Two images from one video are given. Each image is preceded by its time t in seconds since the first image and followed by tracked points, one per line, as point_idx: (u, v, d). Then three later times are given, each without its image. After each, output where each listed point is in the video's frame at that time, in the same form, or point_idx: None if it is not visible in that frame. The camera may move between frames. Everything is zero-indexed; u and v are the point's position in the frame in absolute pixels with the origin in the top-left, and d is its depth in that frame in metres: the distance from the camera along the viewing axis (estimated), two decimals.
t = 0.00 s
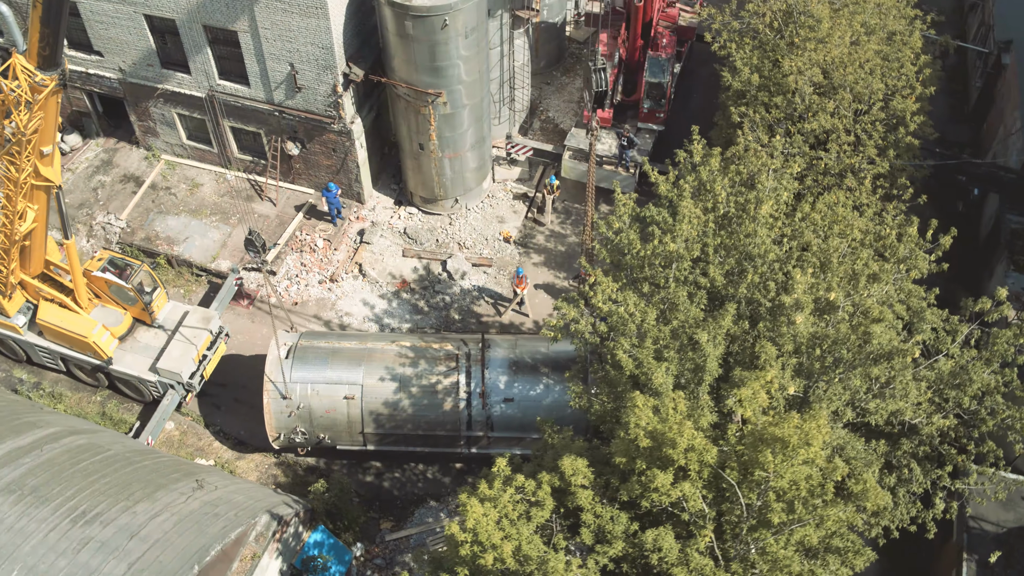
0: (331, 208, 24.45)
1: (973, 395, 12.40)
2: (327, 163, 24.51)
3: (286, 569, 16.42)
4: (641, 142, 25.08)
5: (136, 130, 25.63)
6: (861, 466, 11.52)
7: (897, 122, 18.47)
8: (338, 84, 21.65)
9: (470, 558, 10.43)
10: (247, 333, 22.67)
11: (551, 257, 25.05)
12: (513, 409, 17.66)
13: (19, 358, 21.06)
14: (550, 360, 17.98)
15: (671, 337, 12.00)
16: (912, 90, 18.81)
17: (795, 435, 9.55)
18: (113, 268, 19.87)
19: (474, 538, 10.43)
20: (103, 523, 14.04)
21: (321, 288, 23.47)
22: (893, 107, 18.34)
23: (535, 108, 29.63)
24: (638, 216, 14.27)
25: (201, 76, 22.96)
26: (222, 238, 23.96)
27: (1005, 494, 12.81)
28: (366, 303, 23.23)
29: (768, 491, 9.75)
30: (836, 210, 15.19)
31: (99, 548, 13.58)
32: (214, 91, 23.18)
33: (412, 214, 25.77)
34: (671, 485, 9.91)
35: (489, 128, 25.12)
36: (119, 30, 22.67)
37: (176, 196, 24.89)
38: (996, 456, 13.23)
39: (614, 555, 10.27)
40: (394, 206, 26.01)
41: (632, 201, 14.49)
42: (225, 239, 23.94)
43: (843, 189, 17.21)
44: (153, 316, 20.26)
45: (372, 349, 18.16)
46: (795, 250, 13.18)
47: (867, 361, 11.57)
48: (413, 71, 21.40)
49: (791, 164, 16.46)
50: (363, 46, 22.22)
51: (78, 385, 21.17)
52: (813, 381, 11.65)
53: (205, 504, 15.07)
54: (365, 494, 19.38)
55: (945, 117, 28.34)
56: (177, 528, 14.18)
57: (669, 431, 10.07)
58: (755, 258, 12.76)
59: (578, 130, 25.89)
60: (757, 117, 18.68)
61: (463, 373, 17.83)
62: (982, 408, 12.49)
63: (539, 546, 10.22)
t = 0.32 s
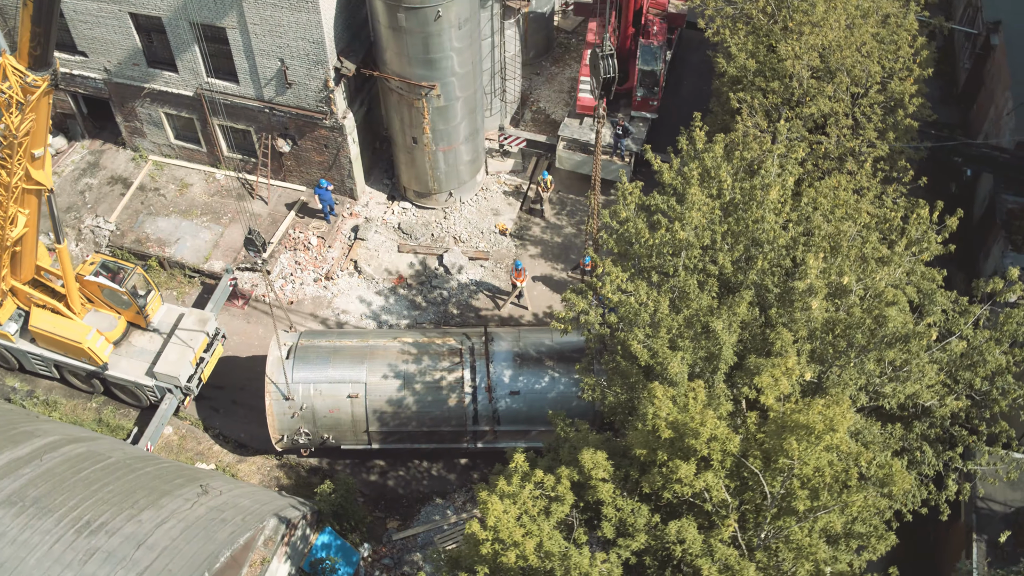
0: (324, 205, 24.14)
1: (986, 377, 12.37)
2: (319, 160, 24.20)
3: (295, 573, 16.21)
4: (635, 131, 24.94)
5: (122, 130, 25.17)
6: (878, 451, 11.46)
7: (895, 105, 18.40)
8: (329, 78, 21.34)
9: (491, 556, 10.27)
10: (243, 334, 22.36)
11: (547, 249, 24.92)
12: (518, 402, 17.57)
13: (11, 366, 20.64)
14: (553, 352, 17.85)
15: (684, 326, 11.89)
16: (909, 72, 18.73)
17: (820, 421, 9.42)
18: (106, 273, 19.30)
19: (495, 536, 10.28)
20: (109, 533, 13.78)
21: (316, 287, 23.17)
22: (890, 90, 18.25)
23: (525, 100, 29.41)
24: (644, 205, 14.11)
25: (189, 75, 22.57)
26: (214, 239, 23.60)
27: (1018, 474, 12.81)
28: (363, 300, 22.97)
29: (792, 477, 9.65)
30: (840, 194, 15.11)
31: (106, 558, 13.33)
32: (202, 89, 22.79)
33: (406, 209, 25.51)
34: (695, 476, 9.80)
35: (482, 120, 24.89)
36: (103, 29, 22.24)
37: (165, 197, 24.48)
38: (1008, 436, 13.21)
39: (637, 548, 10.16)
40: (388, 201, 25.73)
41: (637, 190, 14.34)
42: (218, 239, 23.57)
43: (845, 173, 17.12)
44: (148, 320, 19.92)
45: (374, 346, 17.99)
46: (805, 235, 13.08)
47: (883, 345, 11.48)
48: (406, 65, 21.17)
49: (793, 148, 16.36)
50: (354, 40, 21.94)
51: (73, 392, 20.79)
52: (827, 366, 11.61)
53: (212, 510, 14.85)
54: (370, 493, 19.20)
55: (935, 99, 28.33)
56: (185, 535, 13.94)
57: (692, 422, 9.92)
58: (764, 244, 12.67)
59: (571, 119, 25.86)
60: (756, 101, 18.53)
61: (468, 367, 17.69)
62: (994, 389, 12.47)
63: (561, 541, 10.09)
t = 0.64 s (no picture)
0: (314, 204, 23.80)
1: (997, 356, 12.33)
2: (308, 158, 23.86)
3: None
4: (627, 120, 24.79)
5: (106, 134, 24.68)
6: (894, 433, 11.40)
7: (890, 87, 18.35)
8: (318, 75, 21.03)
9: (511, 554, 10.11)
10: (238, 337, 22.02)
11: (542, 242, 24.77)
12: (522, 396, 17.41)
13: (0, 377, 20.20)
14: (555, 345, 17.71)
15: (696, 314, 11.77)
16: (902, 54, 18.67)
17: (841, 406, 9.35)
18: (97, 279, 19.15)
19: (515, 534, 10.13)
20: (113, 545, 13.50)
21: (309, 286, 22.86)
22: (884, 72, 18.20)
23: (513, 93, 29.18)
24: (647, 194, 13.98)
25: (173, 75, 22.16)
26: (203, 241, 23.20)
27: None
28: (357, 299, 22.69)
29: (814, 463, 9.57)
30: (841, 178, 15.03)
31: (112, 571, 13.05)
32: (187, 89, 22.38)
33: (397, 205, 25.22)
34: (716, 466, 9.69)
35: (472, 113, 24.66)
36: (85, 31, 21.79)
37: (152, 200, 24.03)
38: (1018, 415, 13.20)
39: (659, 540, 10.05)
40: (378, 198, 25.43)
41: (639, 179, 14.20)
42: (207, 241, 23.18)
43: (841, 157, 17.06)
44: (141, 325, 19.57)
45: (374, 344, 17.78)
46: (811, 220, 13.02)
47: (896, 328, 11.39)
48: (395, 59, 20.91)
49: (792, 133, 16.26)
50: (341, 35, 21.63)
51: (65, 401, 20.39)
52: (839, 350, 11.54)
53: (217, 517, 14.60)
54: (373, 494, 19.00)
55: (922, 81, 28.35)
56: (192, 543, 13.69)
57: (713, 411, 9.82)
58: (771, 230, 12.59)
59: (562, 111, 25.69)
60: (751, 87, 18.40)
61: (470, 363, 17.52)
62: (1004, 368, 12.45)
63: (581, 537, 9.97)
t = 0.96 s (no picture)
0: (304, 204, 23.45)
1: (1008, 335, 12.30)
2: (296, 157, 23.52)
3: None
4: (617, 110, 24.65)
5: (88, 138, 24.20)
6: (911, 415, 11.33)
7: (883, 70, 18.31)
8: (306, 72, 20.70)
9: (532, 552, 9.96)
10: (232, 341, 21.69)
11: (535, 235, 24.61)
12: (526, 390, 17.26)
13: None
14: (557, 338, 17.56)
15: (707, 302, 11.67)
16: (894, 36, 18.65)
17: (864, 390, 9.28)
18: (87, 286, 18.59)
19: (535, 531, 9.97)
20: (118, 557, 13.22)
21: (302, 287, 22.56)
22: (877, 54, 18.15)
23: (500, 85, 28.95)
24: (650, 184, 13.84)
25: (157, 76, 21.73)
26: (192, 244, 22.79)
27: None
28: (351, 298, 22.41)
29: (836, 448, 9.51)
30: (840, 161, 14.97)
31: None
32: (172, 91, 21.97)
33: (388, 202, 24.95)
34: (737, 454, 9.60)
35: (461, 107, 24.41)
36: (65, 33, 21.32)
37: (138, 204, 23.59)
38: None
39: (680, 532, 9.95)
40: (368, 196, 25.14)
41: (641, 168, 14.05)
42: (197, 245, 22.79)
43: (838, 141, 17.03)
44: (133, 332, 19.22)
45: (374, 343, 17.57)
46: (817, 204, 12.96)
47: (909, 310, 11.33)
48: (385, 54, 20.63)
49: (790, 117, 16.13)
50: (329, 31, 21.31)
51: (58, 412, 19.99)
52: (850, 333, 11.48)
53: (223, 524, 14.34)
54: (377, 495, 18.80)
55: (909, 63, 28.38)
56: (199, 552, 13.44)
57: (733, 400, 9.72)
58: (776, 215, 12.53)
59: (551, 102, 25.54)
60: (745, 73, 18.25)
61: (472, 360, 17.35)
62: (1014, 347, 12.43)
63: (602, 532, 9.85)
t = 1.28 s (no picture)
0: (292, 205, 23.11)
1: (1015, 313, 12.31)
2: (284, 157, 23.16)
3: None
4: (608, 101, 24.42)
5: (69, 145, 23.70)
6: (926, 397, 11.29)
7: (874, 53, 18.29)
8: (292, 71, 20.38)
9: (553, 549, 9.80)
10: (225, 346, 21.34)
11: (528, 229, 24.45)
12: (528, 384, 17.09)
13: None
14: (559, 332, 17.42)
15: (718, 291, 11.59)
16: (883, 19, 18.64)
17: (885, 372, 9.24)
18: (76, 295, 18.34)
19: (556, 529, 9.82)
20: (124, 572, 12.98)
21: (294, 289, 22.25)
22: (868, 38, 18.12)
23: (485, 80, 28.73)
24: (651, 173, 13.72)
25: (139, 79, 21.31)
26: (180, 250, 22.39)
27: None
28: (344, 298, 22.14)
29: (857, 432, 9.48)
30: (839, 146, 14.92)
31: None
32: (155, 94, 21.55)
33: (377, 200, 24.66)
34: (758, 443, 9.52)
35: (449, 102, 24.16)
36: (44, 38, 20.85)
37: (123, 211, 23.14)
38: None
39: (702, 524, 9.86)
40: (357, 195, 24.83)
41: (641, 158, 13.92)
42: (185, 250, 22.40)
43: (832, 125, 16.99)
44: (125, 341, 18.89)
45: (373, 343, 17.35)
46: (820, 189, 12.91)
47: (918, 292, 11.31)
48: (372, 50, 20.37)
49: (785, 102, 16.07)
50: (314, 29, 20.98)
51: (51, 425, 19.60)
52: (861, 317, 11.43)
53: (229, 534, 14.09)
54: (380, 497, 18.59)
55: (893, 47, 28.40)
56: (207, 564, 13.21)
57: (753, 388, 9.65)
58: (781, 200, 12.46)
59: (538, 95, 25.31)
60: (737, 60, 18.13)
61: (473, 357, 17.16)
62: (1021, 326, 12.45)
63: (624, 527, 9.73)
